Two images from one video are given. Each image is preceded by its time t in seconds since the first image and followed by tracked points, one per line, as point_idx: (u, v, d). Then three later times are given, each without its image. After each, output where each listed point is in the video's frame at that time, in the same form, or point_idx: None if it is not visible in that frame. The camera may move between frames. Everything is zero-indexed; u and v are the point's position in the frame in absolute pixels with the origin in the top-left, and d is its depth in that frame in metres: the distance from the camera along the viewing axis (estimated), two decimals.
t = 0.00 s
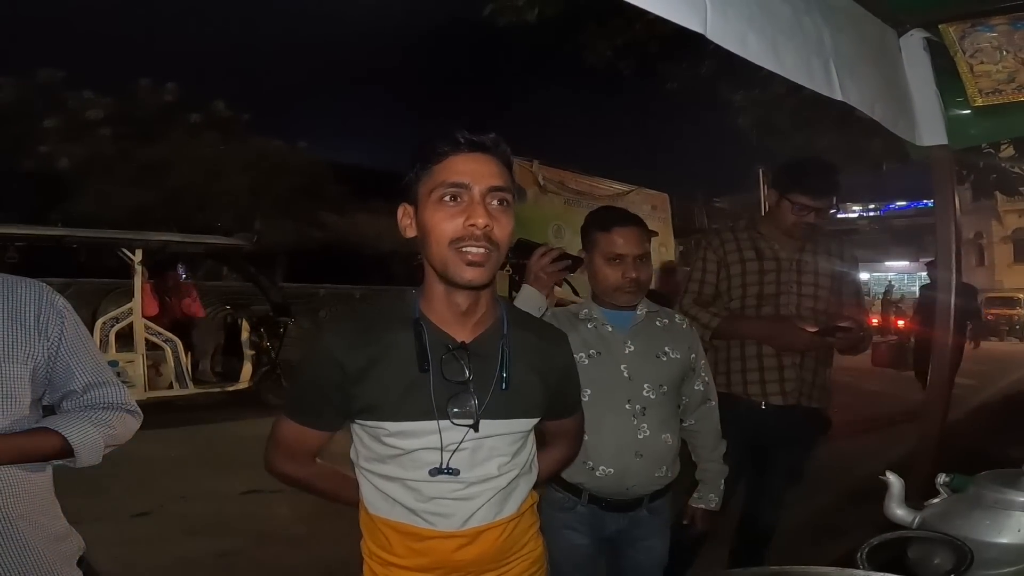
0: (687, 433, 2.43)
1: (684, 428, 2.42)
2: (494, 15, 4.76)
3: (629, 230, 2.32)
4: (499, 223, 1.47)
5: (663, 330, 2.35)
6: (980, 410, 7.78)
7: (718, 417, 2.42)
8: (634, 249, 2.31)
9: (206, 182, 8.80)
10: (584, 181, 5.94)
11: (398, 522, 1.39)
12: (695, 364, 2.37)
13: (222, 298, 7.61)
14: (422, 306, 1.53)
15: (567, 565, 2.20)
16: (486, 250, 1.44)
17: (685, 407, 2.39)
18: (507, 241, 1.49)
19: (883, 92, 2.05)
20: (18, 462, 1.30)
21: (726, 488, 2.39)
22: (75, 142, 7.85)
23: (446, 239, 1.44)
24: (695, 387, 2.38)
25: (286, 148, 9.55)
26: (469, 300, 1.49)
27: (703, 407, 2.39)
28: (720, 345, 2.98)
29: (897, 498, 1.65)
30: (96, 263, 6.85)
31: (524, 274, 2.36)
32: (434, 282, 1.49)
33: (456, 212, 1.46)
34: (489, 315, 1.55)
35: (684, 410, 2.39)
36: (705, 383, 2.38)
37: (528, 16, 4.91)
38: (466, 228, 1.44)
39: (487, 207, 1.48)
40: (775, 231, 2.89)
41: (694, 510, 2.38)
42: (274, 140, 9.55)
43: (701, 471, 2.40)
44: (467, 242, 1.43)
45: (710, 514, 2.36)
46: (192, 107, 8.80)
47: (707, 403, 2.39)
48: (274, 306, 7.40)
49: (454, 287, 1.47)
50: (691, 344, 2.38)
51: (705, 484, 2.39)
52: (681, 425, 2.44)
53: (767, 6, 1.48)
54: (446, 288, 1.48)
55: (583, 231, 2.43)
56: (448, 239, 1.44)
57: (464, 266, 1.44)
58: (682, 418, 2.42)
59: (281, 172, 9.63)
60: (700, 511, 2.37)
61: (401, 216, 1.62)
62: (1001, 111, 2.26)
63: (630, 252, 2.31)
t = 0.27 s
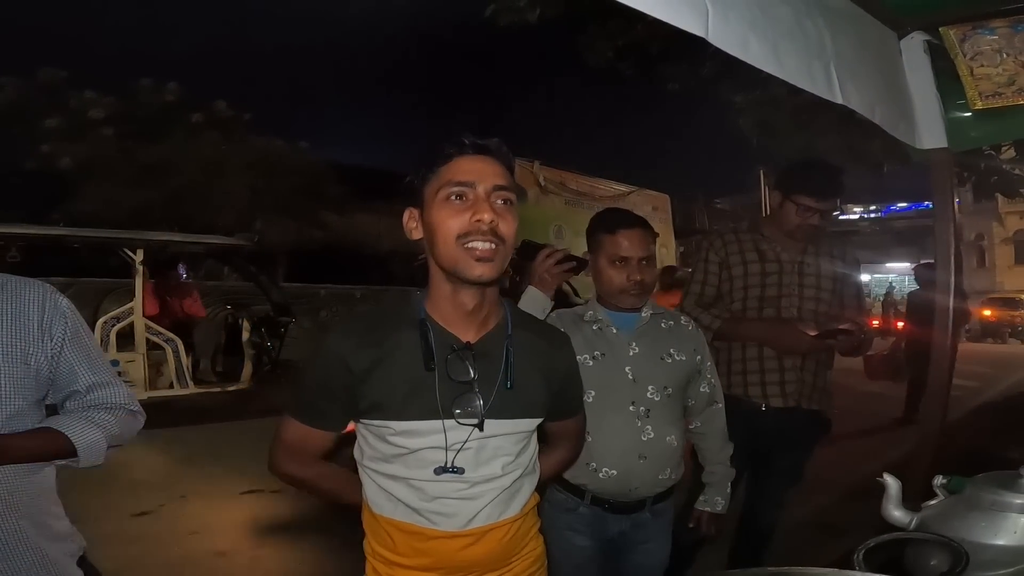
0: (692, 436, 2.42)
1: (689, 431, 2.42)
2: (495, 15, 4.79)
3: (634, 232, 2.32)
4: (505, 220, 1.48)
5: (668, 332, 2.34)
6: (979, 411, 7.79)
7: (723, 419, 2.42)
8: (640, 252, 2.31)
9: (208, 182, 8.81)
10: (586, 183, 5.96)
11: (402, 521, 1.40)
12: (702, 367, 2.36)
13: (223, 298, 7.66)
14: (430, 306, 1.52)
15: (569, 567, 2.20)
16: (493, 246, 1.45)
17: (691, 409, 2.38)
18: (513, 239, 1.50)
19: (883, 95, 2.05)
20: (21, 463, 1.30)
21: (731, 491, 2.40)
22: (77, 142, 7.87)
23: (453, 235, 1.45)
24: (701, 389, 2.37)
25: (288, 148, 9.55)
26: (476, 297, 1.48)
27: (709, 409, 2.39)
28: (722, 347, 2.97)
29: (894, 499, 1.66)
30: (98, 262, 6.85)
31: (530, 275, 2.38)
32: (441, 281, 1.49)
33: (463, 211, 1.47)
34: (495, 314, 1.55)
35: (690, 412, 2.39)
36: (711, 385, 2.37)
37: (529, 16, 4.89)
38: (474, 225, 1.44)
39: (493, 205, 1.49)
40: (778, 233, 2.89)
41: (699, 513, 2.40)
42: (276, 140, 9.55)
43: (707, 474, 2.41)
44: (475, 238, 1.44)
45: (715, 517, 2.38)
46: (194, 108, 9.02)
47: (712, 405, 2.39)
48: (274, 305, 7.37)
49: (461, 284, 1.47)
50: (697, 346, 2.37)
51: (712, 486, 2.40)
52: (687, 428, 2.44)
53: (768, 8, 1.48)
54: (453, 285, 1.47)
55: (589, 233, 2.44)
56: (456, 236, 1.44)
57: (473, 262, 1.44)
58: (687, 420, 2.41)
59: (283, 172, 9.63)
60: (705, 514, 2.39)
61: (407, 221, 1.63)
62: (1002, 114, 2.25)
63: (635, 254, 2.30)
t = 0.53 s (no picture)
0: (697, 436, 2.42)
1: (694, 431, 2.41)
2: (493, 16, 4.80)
3: (637, 231, 2.31)
4: (503, 233, 1.48)
5: (672, 331, 2.34)
6: (980, 411, 7.77)
7: (728, 418, 2.41)
8: (643, 251, 2.30)
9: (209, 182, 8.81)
10: (585, 182, 5.95)
11: (401, 520, 1.40)
12: (707, 366, 2.37)
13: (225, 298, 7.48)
14: (426, 308, 1.53)
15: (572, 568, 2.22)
16: (489, 260, 1.45)
17: (696, 409, 2.38)
18: (510, 251, 1.50)
19: (880, 95, 2.04)
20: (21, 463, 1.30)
21: (737, 492, 2.39)
22: (78, 143, 7.88)
23: (448, 248, 1.45)
24: (706, 389, 2.37)
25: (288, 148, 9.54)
26: (471, 310, 1.50)
27: (714, 409, 2.38)
28: (723, 346, 2.97)
29: (892, 500, 1.66)
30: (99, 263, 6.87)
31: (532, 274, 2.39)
32: (437, 286, 1.50)
33: (460, 223, 1.47)
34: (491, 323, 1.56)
35: (695, 412, 2.39)
36: (717, 385, 2.37)
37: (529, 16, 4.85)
38: (470, 238, 1.44)
39: (491, 217, 1.48)
40: (780, 233, 2.88)
41: (705, 514, 2.38)
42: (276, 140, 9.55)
43: (712, 474, 2.39)
44: (471, 252, 1.44)
45: (722, 518, 2.35)
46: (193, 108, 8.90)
47: (717, 405, 2.39)
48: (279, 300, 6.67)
49: (456, 297, 1.48)
50: (701, 346, 2.37)
51: (716, 487, 2.38)
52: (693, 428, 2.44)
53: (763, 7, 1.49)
54: (448, 298, 1.49)
55: (592, 231, 2.43)
56: (451, 249, 1.45)
57: (468, 275, 1.44)
58: (692, 420, 2.41)
59: (283, 172, 9.63)
60: (711, 515, 2.36)
61: (407, 221, 1.63)
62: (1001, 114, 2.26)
63: (638, 254, 2.30)
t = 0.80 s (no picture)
0: (706, 436, 2.41)
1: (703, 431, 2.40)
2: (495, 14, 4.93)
3: (645, 231, 2.30)
4: (507, 245, 1.47)
5: (681, 331, 2.33)
6: (983, 411, 7.76)
7: (737, 418, 2.39)
8: (651, 250, 2.29)
9: (212, 182, 8.83)
10: (587, 182, 5.96)
11: (404, 516, 1.40)
12: (715, 367, 2.34)
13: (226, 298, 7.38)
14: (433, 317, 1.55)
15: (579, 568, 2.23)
16: (495, 274, 1.45)
17: (704, 409, 2.37)
18: (514, 260, 1.50)
19: (882, 94, 2.04)
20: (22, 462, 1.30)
21: (746, 492, 2.37)
22: (82, 143, 7.91)
23: (454, 265, 1.45)
24: (714, 389, 2.35)
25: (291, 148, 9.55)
26: (479, 320, 1.51)
27: (723, 409, 2.37)
28: (728, 346, 2.96)
29: (897, 499, 1.66)
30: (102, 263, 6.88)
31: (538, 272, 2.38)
32: (443, 300, 1.51)
33: (464, 239, 1.46)
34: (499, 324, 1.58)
35: (703, 412, 2.37)
36: (725, 385, 2.35)
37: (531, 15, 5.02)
38: (475, 256, 1.44)
39: (494, 231, 1.47)
40: (782, 233, 2.88)
41: (714, 513, 2.37)
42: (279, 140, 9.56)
43: (720, 474, 2.38)
44: (477, 270, 1.44)
45: (730, 519, 2.34)
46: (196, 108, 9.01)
47: (725, 405, 2.37)
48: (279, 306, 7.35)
49: (464, 310, 1.49)
50: (709, 345, 2.35)
51: (725, 487, 2.37)
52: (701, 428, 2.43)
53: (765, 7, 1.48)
54: (455, 310, 1.50)
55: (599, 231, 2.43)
56: (456, 265, 1.45)
57: (473, 293, 1.45)
58: (700, 420, 2.41)
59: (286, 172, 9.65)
60: (719, 514, 2.35)
61: (408, 226, 1.62)
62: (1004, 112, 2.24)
63: (646, 252, 2.29)
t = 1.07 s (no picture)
0: (714, 435, 2.41)
1: (711, 429, 2.40)
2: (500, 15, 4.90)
3: (655, 228, 2.29)
4: (512, 242, 1.48)
5: (690, 329, 2.32)
6: (988, 411, 7.73)
7: (746, 417, 2.39)
8: (660, 247, 2.28)
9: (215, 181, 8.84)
10: (591, 181, 5.99)
11: (405, 514, 1.40)
12: (725, 365, 2.35)
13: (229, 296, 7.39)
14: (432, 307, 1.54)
15: (586, 565, 2.23)
16: (498, 269, 1.45)
17: (713, 407, 2.38)
18: (519, 257, 1.50)
19: (890, 91, 2.03)
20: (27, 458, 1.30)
21: (754, 490, 2.36)
22: (87, 141, 7.92)
23: (458, 256, 1.45)
24: (724, 387, 2.36)
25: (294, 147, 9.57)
26: (480, 314, 1.51)
27: (732, 408, 2.37)
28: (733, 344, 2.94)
29: (904, 497, 1.65)
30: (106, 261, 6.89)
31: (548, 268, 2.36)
32: (443, 290, 1.51)
33: (470, 231, 1.46)
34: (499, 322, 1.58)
35: (712, 410, 2.38)
36: (734, 384, 2.36)
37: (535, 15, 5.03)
38: (479, 248, 1.44)
39: (501, 225, 1.47)
40: (788, 232, 2.86)
41: (721, 511, 2.36)
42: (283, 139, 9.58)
43: (729, 472, 2.37)
44: (480, 263, 1.44)
45: (737, 517, 2.33)
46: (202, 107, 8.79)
47: (735, 403, 2.37)
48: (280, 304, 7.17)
49: (465, 303, 1.49)
50: (719, 343, 2.35)
51: (733, 485, 2.36)
52: (709, 426, 2.42)
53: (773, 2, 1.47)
54: (457, 302, 1.49)
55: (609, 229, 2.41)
56: (459, 257, 1.45)
57: (476, 285, 1.45)
58: (709, 418, 2.40)
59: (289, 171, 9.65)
60: (726, 513, 2.34)
61: (414, 218, 1.62)
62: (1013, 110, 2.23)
63: (656, 249, 2.28)
